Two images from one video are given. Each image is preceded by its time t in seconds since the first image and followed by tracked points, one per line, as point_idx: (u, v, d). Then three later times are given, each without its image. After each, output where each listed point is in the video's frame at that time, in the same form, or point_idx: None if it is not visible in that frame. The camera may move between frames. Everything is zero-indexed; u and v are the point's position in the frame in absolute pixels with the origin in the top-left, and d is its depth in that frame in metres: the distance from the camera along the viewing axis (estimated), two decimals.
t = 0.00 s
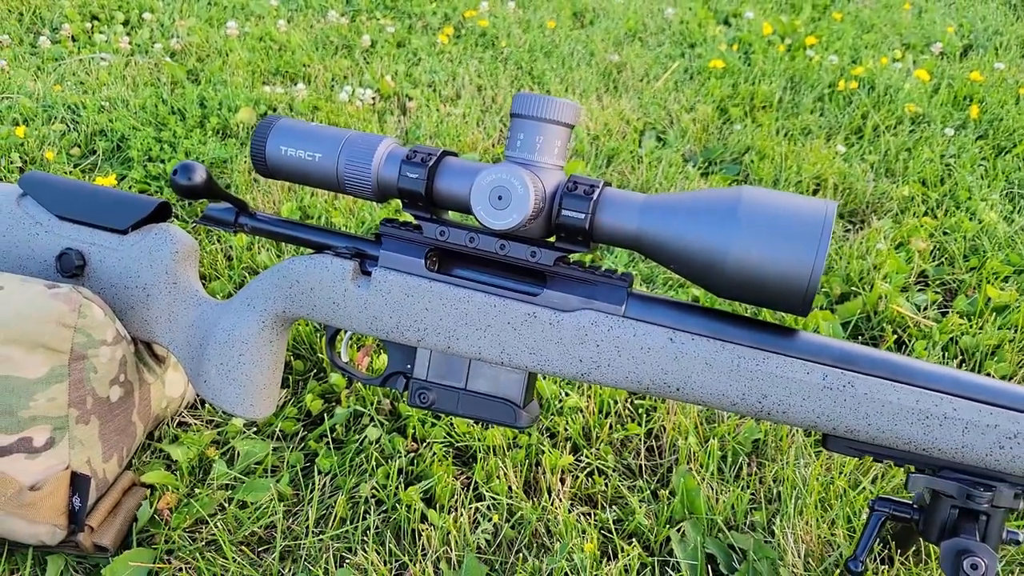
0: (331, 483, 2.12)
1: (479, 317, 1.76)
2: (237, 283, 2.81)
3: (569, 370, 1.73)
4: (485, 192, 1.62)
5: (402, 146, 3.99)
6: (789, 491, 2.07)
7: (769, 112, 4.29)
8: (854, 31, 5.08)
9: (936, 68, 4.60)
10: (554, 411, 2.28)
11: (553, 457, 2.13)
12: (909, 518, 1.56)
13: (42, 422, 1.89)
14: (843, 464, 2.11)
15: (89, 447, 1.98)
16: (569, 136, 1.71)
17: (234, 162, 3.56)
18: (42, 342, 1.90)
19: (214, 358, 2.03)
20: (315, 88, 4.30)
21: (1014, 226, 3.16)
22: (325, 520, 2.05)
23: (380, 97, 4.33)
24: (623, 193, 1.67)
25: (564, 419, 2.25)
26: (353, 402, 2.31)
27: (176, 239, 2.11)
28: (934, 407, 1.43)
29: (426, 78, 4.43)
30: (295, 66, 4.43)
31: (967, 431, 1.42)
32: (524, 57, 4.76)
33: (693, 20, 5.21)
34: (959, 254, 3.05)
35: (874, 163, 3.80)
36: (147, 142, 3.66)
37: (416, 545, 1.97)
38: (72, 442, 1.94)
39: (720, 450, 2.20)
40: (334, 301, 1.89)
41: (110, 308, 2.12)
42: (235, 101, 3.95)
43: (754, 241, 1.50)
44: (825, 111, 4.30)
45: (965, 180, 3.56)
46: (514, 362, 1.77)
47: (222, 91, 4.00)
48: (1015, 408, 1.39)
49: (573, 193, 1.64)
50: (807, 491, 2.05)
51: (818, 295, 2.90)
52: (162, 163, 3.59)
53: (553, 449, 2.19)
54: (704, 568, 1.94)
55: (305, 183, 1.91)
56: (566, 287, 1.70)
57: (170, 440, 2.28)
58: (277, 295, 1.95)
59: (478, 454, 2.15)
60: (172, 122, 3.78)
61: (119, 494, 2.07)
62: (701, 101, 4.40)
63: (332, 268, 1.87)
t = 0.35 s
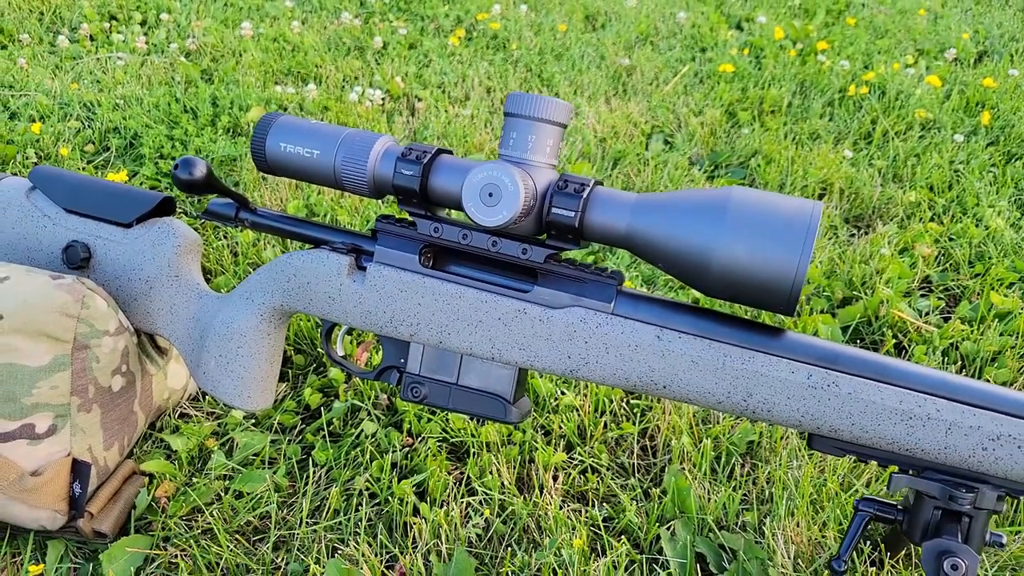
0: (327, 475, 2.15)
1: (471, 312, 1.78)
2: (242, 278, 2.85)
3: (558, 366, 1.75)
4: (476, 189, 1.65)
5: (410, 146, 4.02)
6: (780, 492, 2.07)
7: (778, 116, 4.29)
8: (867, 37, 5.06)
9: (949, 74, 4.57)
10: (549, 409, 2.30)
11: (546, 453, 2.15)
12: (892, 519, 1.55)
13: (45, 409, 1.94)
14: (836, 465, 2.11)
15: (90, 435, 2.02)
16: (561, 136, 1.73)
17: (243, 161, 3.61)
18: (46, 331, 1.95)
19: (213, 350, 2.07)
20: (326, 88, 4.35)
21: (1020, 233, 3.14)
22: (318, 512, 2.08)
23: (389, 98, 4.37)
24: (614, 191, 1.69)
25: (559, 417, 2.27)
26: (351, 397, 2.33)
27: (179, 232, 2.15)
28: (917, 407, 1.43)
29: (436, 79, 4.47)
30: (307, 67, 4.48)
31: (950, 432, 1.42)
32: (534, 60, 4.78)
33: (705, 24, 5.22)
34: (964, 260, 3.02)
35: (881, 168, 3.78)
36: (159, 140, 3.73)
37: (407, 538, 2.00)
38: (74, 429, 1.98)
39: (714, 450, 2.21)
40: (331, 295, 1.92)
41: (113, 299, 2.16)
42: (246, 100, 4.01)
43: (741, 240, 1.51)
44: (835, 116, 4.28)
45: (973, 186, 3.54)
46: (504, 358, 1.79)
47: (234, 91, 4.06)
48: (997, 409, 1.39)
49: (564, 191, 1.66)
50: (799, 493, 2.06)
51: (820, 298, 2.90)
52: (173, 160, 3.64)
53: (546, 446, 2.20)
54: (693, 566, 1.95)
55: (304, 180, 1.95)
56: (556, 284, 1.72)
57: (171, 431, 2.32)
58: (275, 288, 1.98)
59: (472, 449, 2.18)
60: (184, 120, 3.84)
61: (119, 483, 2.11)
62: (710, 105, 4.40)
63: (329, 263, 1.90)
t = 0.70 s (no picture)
0: (342, 457, 2.22)
1: (482, 299, 1.84)
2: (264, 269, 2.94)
3: (566, 351, 1.80)
4: (489, 179, 1.71)
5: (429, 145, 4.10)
6: (785, 482, 2.11)
7: (795, 119, 4.31)
8: (887, 41, 5.07)
9: (968, 78, 4.57)
10: (560, 399, 2.35)
11: (555, 441, 2.20)
12: (890, 504, 1.61)
13: (75, 387, 2.04)
14: (840, 458, 2.14)
15: (117, 413, 2.13)
16: (573, 129, 1.79)
17: (266, 156, 3.70)
18: (77, 312, 2.03)
19: (235, 334, 2.15)
20: (349, 87, 4.45)
21: None
22: (333, 491, 2.15)
23: (410, 98, 4.46)
24: (622, 183, 1.74)
25: (568, 406, 2.32)
26: (367, 384, 2.40)
27: (205, 221, 2.23)
28: (913, 394, 1.47)
29: (456, 80, 4.56)
30: (330, 67, 4.58)
31: (945, 418, 1.45)
32: (554, 62, 4.85)
33: (724, 28, 5.25)
34: (977, 262, 3.03)
35: (897, 171, 3.79)
36: (186, 136, 3.83)
37: (418, 518, 2.06)
38: (102, 407, 2.09)
39: (720, 441, 2.25)
40: (348, 282, 1.99)
41: (141, 284, 2.25)
42: (271, 98, 4.11)
43: (743, 230, 1.56)
44: (852, 118, 4.30)
45: (988, 189, 3.54)
46: (514, 343, 1.85)
47: (259, 89, 4.16)
48: (992, 397, 1.42)
49: (573, 182, 1.72)
50: (803, 483, 2.09)
51: (831, 297, 2.92)
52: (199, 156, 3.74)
53: (556, 434, 2.26)
54: (698, 551, 1.99)
55: (324, 171, 2.02)
56: (565, 272, 1.77)
57: (194, 413, 2.41)
58: (295, 275, 2.06)
59: (483, 436, 2.24)
60: (210, 117, 3.94)
61: (144, 460, 2.21)
62: (727, 107, 4.43)
63: (347, 251, 1.97)
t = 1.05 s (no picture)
0: (348, 456, 2.27)
1: (487, 305, 1.88)
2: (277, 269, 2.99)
3: (567, 358, 1.84)
4: (495, 188, 1.75)
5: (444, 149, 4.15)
6: (783, 492, 2.13)
7: (810, 130, 4.31)
8: (907, 53, 5.06)
9: (988, 92, 4.55)
10: (563, 404, 2.39)
11: (556, 446, 2.24)
12: (881, 517, 1.61)
13: (92, 381, 2.10)
14: (839, 470, 2.16)
15: (131, 407, 2.19)
16: (579, 140, 1.82)
17: (284, 158, 3.76)
18: (95, 309, 2.10)
19: (247, 332, 2.20)
20: (367, 91, 4.51)
21: None
22: (338, 489, 2.20)
23: (427, 102, 4.51)
24: (626, 194, 1.77)
25: (572, 412, 2.35)
26: (374, 384, 2.45)
27: (220, 222, 2.29)
28: (906, 409, 1.49)
29: (473, 85, 4.61)
30: (349, 70, 4.64)
31: (937, 433, 1.47)
32: (571, 68, 4.88)
33: (743, 37, 5.26)
34: (987, 277, 3.03)
35: (911, 184, 3.79)
36: (206, 136, 3.91)
37: (420, 518, 2.11)
38: (117, 401, 2.15)
39: (721, 450, 2.27)
40: (357, 284, 2.04)
41: (158, 282, 2.31)
42: (290, 101, 4.18)
43: (742, 243, 1.59)
44: (867, 130, 4.30)
45: (1002, 205, 3.53)
46: (516, 349, 1.89)
47: (279, 91, 4.24)
48: (984, 413, 1.44)
49: (577, 192, 1.75)
50: (801, 493, 2.11)
51: (839, 309, 2.93)
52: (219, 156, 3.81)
53: (558, 439, 2.29)
54: (694, 558, 2.01)
55: (337, 176, 2.07)
56: (568, 280, 1.81)
57: (206, 409, 2.46)
58: (306, 277, 2.11)
59: (487, 438, 2.28)
60: (230, 118, 4.02)
61: (156, 454, 2.27)
62: (742, 117, 4.44)
63: (357, 255, 2.02)
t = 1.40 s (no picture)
0: (351, 458, 2.34)
1: (484, 314, 1.95)
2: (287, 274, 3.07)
3: (561, 367, 1.90)
4: (491, 202, 1.81)
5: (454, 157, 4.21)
6: (773, 501, 2.16)
7: (817, 141, 4.34)
8: (918, 64, 5.06)
9: (997, 105, 4.56)
10: (562, 411, 2.44)
11: (553, 451, 2.29)
12: (863, 527, 1.67)
13: (106, 381, 2.19)
14: (830, 479, 2.20)
15: (143, 407, 2.27)
16: (575, 157, 1.88)
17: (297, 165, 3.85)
18: (110, 312, 2.19)
19: (255, 337, 2.28)
20: (380, 99, 4.59)
21: None
22: (340, 489, 2.26)
23: (439, 110, 4.58)
24: (619, 209, 1.83)
25: (569, 418, 2.40)
26: (378, 389, 2.52)
27: (231, 230, 2.38)
28: (885, 422, 1.53)
29: (484, 94, 4.68)
30: (364, 78, 4.73)
31: (915, 446, 1.52)
32: (581, 78, 4.94)
33: (754, 47, 5.30)
34: (988, 291, 3.05)
35: (916, 197, 3.81)
36: (222, 143, 4.00)
37: (418, 519, 2.17)
38: (129, 401, 2.23)
39: (716, 458, 2.31)
40: (360, 292, 2.11)
41: (170, 287, 2.40)
42: (305, 109, 4.28)
43: (729, 259, 1.64)
44: (875, 142, 4.32)
45: (1005, 218, 3.55)
46: (512, 357, 1.95)
47: (293, 99, 4.33)
48: (961, 427, 1.48)
49: (572, 207, 1.81)
50: (791, 501, 2.16)
51: (838, 320, 2.97)
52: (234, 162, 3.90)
53: (555, 444, 2.35)
54: (686, 563, 2.05)
55: (342, 187, 2.14)
56: (562, 292, 1.87)
57: (215, 410, 2.54)
58: (312, 284, 2.18)
59: (485, 443, 2.34)
60: (245, 125, 4.11)
61: (167, 453, 2.35)
62: (750, 128, 4.48)
63: (361, 264, 2.10)
